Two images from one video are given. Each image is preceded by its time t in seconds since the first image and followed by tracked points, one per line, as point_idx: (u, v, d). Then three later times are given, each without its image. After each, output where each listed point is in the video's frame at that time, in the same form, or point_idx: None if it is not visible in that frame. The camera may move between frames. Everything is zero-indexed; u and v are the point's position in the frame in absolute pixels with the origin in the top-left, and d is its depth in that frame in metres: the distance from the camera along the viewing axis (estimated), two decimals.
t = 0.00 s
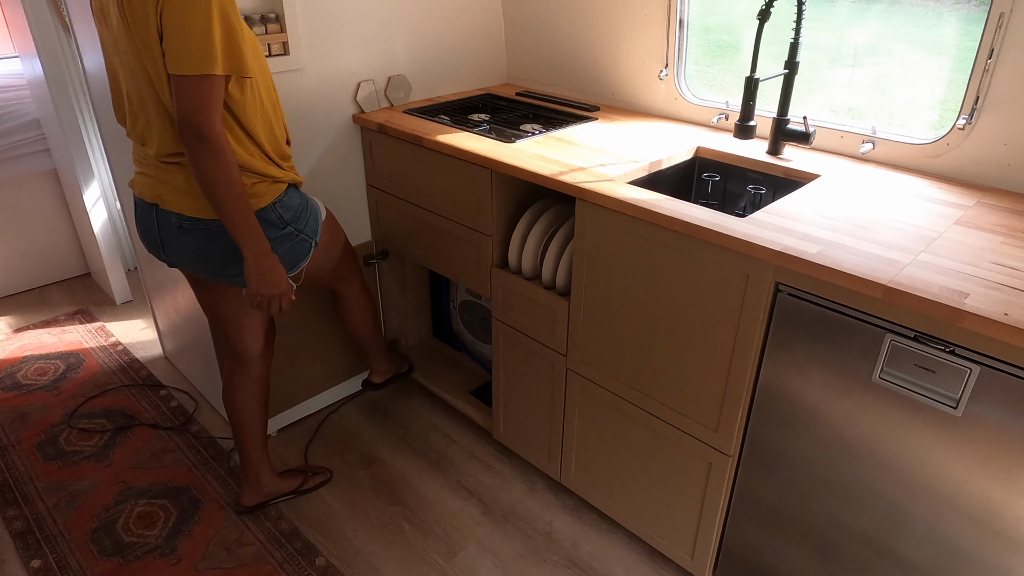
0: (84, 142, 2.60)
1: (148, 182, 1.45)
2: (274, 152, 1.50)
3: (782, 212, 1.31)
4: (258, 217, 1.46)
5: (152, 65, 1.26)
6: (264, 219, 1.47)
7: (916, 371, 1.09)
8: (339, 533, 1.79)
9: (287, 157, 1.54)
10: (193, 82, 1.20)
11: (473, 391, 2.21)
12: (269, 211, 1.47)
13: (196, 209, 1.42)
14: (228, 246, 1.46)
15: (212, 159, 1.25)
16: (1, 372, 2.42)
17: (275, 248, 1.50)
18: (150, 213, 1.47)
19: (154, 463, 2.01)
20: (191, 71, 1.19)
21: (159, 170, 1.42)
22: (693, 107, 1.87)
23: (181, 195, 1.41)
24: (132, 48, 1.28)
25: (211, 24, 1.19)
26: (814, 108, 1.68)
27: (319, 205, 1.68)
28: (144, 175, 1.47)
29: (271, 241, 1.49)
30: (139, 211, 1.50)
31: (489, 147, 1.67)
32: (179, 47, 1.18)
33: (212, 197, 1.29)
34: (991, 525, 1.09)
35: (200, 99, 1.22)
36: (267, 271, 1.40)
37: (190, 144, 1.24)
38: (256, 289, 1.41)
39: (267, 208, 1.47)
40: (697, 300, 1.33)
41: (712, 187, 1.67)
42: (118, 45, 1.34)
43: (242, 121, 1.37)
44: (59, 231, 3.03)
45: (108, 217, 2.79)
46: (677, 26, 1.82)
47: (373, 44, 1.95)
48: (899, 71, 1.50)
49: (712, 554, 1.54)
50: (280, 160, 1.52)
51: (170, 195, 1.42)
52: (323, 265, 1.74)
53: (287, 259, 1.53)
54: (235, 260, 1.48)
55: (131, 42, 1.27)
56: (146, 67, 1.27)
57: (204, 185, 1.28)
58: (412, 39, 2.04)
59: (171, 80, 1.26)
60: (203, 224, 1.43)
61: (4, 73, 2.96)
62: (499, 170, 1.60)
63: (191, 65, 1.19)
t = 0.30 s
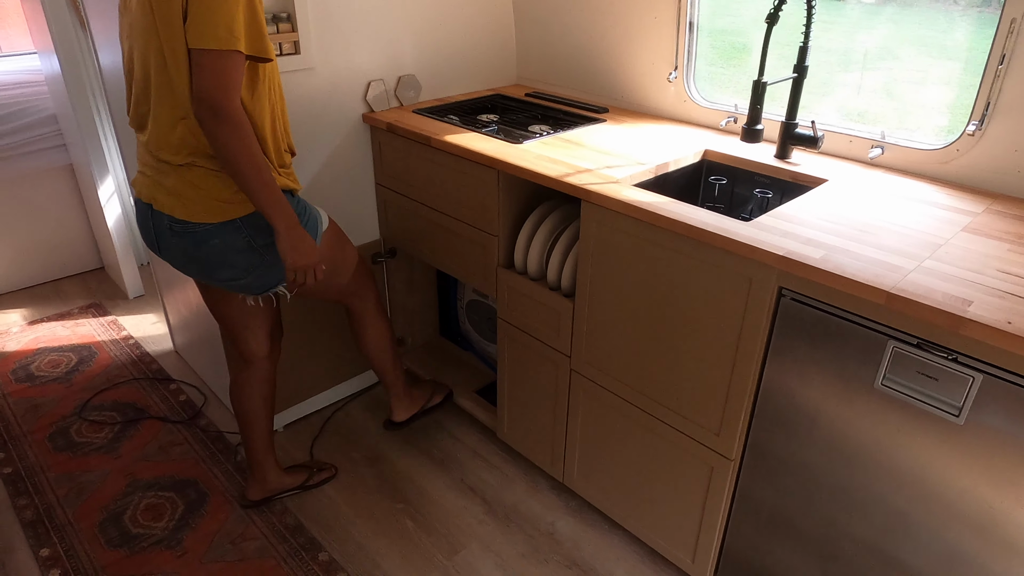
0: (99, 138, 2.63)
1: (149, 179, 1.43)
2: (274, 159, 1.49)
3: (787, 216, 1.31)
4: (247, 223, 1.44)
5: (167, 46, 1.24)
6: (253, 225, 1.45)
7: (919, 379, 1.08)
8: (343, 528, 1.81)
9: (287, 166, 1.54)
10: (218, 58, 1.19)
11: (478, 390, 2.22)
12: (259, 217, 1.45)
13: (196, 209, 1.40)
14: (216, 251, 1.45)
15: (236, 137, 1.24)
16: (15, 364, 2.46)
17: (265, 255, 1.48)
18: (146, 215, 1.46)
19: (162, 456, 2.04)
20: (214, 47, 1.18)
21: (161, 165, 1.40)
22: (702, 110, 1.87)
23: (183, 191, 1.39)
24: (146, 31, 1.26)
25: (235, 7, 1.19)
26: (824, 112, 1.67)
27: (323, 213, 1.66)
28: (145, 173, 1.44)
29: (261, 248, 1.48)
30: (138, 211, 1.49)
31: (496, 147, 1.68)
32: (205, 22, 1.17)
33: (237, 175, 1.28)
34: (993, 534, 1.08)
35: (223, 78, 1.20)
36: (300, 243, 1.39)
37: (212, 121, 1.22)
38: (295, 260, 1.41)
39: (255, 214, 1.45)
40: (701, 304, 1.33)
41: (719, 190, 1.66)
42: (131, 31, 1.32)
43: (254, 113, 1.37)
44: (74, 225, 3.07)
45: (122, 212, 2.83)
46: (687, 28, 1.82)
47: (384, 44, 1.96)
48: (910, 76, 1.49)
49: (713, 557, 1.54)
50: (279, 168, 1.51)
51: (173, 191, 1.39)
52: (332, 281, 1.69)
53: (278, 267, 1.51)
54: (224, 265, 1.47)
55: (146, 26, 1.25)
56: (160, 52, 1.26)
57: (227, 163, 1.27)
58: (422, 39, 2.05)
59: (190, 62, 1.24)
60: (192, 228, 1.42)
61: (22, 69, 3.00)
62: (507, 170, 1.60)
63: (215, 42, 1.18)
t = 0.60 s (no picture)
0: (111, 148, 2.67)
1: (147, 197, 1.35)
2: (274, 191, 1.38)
3: (788, 227, 1.30)
4: (229, 250, 1.32)
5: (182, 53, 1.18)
6: (235, 254, 1.33)
7: (920, 393, 1.07)
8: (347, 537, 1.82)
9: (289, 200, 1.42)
10: (234, 63, 1.12)
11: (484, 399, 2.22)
12: (241, 246, 1.33)
13: (183, 231, 1.29)
14: (195, 276, 1.33)
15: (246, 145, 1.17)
16: (28, 372, 2.50)
17: (243, 289, 1.35)
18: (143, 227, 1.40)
19: (170, 464, 2.06)
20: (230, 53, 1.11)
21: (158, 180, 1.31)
22: (705, 119, 1.87)
23: (173, 210, 1.29)
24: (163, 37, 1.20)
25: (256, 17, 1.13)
26: (827, 121, 1.66)
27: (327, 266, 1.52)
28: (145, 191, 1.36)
29: (242, 281, 1.35)
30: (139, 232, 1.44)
31: (499, 158, 1.68)
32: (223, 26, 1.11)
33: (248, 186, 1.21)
34: (995, 551, 1.06)
35: (237, 86, 1.13)
36: (311, 245, 1.31)
37: (222, 128, 1.15)
38: (304, 267, 1.32)
39: (239, 241, 1.32)
40: (702, 316, 1.32)
41: (722, 200, 1.66)
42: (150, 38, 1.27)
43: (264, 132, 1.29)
44: (87, 234, 3.12)
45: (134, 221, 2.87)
46: (689, 37, 1.81)
47: (389, 55, 1.98)
48: (913, 85, 1.48)
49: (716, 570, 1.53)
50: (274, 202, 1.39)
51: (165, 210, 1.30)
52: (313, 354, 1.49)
53: (258, 308, 1.36)
54: (203, 292, 1.35)
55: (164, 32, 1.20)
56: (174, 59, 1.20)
57: (236, 174, 1.20)
58: (426, 49, 2.06)
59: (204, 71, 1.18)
60: (176, 247, 1.32)
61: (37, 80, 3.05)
62: (508, 181, 1.61)
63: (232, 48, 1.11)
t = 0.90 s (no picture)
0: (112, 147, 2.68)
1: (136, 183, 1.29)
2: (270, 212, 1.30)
3: (779, 235, 1.29)
4: (199, 263, 1.25)
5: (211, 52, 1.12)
6: (205, 268, 1.25)
7: (906, 405, 1.06)
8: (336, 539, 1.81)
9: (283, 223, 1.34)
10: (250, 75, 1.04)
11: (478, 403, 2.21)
12: (213, 260, 1.25)
13: (153, 229, 1.22)
14: (157, 285, 1.26)
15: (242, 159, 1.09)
16: (26, 368, 2.51)
17: (207, 309, 1.27)
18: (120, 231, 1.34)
19: (163, 463, 2.06)
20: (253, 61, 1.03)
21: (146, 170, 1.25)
22: (702, 125, 1.86)
23: (151, 204, 1.22)
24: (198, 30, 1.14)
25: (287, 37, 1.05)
26: (823, 129, 1.65)
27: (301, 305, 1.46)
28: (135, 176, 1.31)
29: (207, 300, 1.27)
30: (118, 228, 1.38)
31: (493, 161, 1.68)
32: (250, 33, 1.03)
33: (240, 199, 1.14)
34: (980, 565, 1.05)
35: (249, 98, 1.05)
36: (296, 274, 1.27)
37: (222, 137, 1.07)
38: (285, 293, 1.27)
39: (212, 252, 1.25)
40: (692, 324, 1.31)
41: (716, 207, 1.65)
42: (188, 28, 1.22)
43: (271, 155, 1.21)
44: (88, 231, 3.13)
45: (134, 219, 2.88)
46: (687, 43, 1.81)
47: (386, 57, 1.98)
48: (908, 95, 1.48)
49: None
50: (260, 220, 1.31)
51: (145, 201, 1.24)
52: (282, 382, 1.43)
53: (217, 332, 1.29)
54: (162, 304, 1.27)
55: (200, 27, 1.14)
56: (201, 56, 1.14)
57: (229, 184, 1.12)
58: (425, 52, 2.06)
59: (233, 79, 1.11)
60: (144, 250, 1.24)
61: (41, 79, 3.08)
62: (501, 185, 1.60)
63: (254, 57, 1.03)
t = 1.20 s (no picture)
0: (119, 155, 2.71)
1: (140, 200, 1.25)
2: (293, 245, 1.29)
3: (776, 249, 1.29)
4: (213, 294, 1.23)
5: (247, 90, 1.10)
6: (220, 299, 1.24)
7: (900, 422, 1.05)
8: (333, 548, 1.81)
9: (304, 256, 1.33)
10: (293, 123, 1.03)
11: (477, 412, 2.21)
12: (229, 291, 1.24)
13: (163, 254, 1.19)
14: (166, 315, 1.22)
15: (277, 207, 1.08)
16: (31, 373, 2.53)
17: (218, 341, 1.26)
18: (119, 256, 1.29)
19: (163, 469, 2.07)
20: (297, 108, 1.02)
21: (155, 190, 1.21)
22: (703, 137, 1.86)
23: (160, 228, 1.19)
24: (225, 58, 1.11)
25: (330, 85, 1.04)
26: (822, 141, 1.65)
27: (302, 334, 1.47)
28: (140, 192, 1.26)
29: (219, 331, 1.25)
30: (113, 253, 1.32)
31: (492, 173, 1.68)
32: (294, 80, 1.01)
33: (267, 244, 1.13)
34: None
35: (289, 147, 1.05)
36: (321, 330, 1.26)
37: (258, 184, 1.06)
38: (310, 349, 1.26)
39: (228, 283, 1.23)
40: (688, 337, 1.31)
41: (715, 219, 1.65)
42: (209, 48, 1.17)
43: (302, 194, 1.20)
44: (95, 237, 3.16)
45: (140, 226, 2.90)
46: (687, 55, 1.81)
47: (388, 67, 1.99)
48: (907, 109, 1.48)
49: None
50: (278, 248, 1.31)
51: (153, 225, 1.20)
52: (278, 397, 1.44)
53: (228, 363, 1.28)
54: (170, 334, 1.24)
55: (228, 55, 1.10)
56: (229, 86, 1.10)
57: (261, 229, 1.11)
58: (427, 63, 2.08)
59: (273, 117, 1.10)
60: (154, 280, 1.21)
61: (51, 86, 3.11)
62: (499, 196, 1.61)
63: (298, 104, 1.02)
